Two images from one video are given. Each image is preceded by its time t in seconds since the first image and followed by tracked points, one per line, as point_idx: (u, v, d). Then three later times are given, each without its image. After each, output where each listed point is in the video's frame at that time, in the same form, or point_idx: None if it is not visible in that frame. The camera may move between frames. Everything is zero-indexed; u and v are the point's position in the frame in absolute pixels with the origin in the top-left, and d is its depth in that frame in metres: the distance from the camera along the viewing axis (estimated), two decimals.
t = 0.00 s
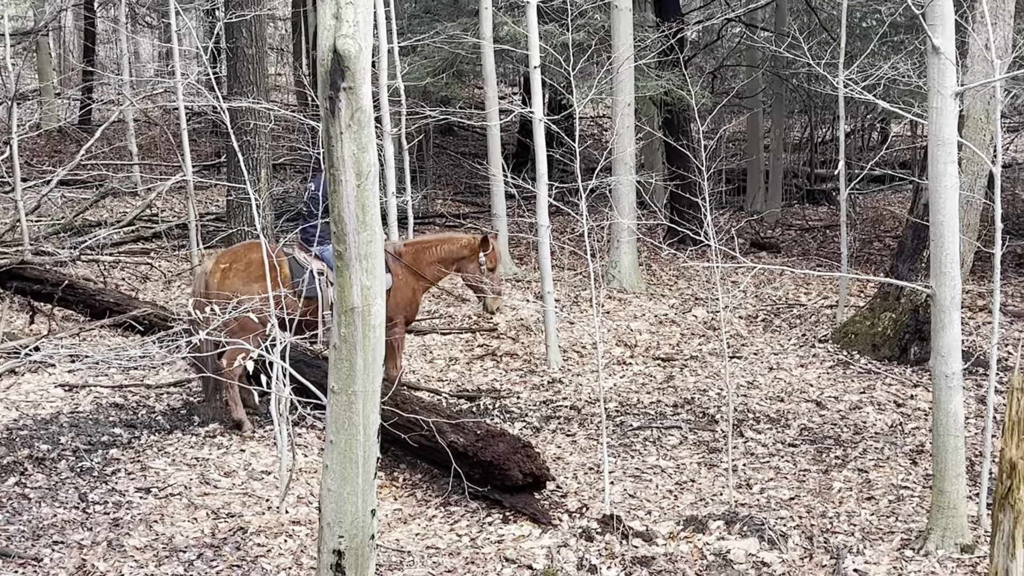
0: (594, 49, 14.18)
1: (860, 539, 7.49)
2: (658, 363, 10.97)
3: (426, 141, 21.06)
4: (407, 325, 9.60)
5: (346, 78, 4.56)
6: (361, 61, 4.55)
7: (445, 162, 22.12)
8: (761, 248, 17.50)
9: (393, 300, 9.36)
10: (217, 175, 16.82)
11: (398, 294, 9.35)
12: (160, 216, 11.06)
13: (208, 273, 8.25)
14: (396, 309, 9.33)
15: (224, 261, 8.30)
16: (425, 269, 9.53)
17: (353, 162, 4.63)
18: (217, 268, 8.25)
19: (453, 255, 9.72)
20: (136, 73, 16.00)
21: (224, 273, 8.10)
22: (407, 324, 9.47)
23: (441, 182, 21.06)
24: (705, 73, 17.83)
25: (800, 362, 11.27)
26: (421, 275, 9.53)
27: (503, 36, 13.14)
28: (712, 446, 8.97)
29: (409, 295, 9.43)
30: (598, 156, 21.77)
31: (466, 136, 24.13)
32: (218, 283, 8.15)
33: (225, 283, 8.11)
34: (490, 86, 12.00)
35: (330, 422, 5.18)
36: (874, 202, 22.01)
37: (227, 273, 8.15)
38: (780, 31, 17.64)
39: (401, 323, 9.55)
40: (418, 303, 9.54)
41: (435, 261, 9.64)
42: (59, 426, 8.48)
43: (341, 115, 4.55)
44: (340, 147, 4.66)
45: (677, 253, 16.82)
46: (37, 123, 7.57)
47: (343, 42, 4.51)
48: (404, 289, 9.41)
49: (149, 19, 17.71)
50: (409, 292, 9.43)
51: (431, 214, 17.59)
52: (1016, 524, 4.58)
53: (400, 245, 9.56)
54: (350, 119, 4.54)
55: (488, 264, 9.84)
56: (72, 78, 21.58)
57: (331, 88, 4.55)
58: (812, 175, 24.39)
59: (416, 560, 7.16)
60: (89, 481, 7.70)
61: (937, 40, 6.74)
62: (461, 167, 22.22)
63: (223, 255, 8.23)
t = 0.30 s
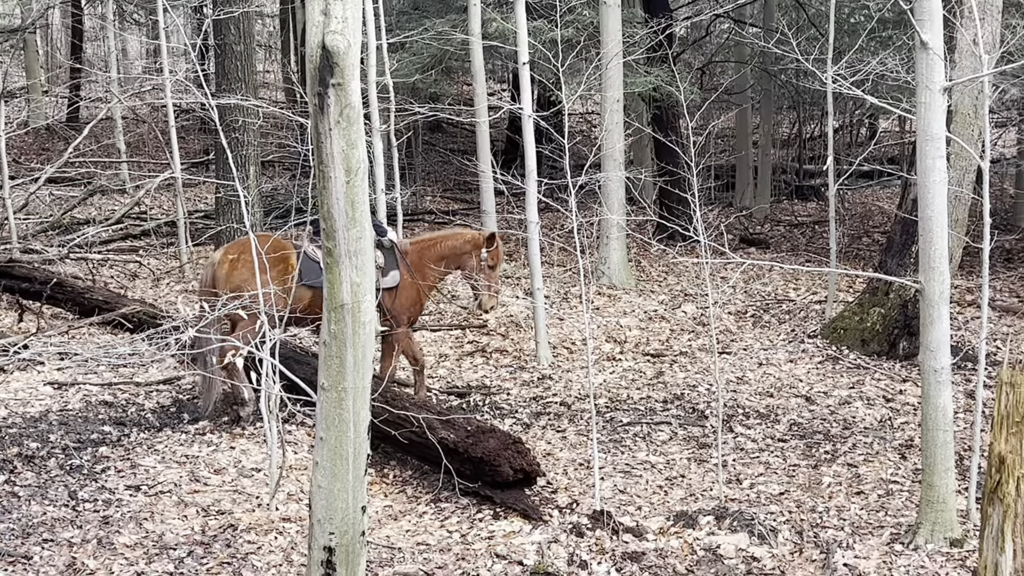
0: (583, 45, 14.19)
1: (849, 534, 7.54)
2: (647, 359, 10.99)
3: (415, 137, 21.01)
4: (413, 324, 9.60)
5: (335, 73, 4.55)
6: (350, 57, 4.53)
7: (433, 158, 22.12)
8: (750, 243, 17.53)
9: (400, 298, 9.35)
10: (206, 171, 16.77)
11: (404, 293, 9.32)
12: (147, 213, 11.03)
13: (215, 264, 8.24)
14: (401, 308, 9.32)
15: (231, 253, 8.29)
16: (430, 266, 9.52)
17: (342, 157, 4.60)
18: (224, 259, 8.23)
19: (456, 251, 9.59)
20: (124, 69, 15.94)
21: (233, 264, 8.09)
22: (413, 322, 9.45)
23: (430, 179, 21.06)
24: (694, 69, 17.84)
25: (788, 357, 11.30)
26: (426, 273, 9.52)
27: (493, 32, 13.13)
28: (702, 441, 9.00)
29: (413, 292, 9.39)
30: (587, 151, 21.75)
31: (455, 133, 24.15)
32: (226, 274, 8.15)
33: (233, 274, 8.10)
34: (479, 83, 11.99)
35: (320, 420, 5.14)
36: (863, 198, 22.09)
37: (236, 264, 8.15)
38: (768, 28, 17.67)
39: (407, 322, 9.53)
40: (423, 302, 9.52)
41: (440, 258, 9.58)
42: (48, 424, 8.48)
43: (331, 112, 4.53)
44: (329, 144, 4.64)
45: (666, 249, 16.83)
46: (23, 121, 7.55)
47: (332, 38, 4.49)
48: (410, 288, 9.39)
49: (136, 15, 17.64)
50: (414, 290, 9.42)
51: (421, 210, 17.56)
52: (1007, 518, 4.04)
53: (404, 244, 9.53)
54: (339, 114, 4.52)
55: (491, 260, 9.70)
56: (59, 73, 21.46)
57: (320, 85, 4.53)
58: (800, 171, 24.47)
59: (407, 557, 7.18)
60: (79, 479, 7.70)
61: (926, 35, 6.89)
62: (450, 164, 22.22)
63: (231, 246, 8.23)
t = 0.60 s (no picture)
0: (569, 39, 14.20)
1: (836, 527, 7.61)
2: (634, 353, 11.02)
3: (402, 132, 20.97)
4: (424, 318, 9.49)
5: (321, 69, 4.54)
6: (336, 52, 4.52)
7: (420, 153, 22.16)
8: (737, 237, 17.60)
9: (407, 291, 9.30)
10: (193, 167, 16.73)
11: (410, 287, 9.28)
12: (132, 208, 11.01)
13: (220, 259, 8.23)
14: (408, 302, 9.25)
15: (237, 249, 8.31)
16: (438, 258, 9.46)
17: (329, 153, 4.61)
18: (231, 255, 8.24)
19: (462, 239, 9.53)
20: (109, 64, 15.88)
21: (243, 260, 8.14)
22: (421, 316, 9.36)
23: (417, 173, 21.07)
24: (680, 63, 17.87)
25: (775, 351, 11.35)
26: (432, 266, 9.43)
27: (478, 26, 13.13)
28: (689, 435, 9.03)
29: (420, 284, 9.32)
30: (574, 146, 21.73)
31: (441, 128, 24.19)
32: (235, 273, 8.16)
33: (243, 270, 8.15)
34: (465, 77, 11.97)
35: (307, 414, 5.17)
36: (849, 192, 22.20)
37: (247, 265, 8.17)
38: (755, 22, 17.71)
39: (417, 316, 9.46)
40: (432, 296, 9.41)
41: (447, 248, 9.53)
42: (34, 420, 8.45)
43: (316, 107, 4.53)
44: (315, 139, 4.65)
45: (652, 243, 16.90)
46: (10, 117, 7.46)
47: (318, 33, 4.48)
48: (417, 282, 9.33)
49: (121, 11, 17.55)
50: (422, 283, 9.36)
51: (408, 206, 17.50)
52: (993, 510, 4.32)
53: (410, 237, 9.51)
54: (325, 109, 4.51)
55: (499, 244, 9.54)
56: (43, 69, 21.34)
57: (306, 80, 4.54)
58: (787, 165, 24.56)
59: (395, 552, 7.20)
60: (65, 475, 7.68)
61: (910, 29, 6.92)
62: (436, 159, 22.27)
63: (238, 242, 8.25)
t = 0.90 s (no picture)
0: (549, 33, 14.26)
1: (816, 519, 7.70)
2: (615, 347, 11.09)
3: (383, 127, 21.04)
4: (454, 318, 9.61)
5: (300, 62, 4.50)
6: (314, 43, 4.48)
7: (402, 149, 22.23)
8: (717, 231, 17.72)
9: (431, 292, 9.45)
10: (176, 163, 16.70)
11: (433, 288, 9.43)
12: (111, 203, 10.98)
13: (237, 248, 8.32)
14: (430, 303, 9.39)
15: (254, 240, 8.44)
16: (459, 258, 9.56)
17: (308, 145, 4.56)
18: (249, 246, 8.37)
19: (481, 237, 9.48)
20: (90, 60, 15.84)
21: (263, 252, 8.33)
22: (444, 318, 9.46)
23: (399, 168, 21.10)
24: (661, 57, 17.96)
25: (755, 345, 11.44)
26: (453, 266, 9.56)
27: (458, 20, 13.17)
28: (669, 429, 9.07)
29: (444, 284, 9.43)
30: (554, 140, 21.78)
31: (422, 123, 24.28)
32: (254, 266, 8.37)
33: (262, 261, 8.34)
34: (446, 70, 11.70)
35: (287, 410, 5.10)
36: (828, 186, 22.40)
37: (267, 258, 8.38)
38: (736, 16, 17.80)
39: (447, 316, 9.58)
40: (458, 295, 9.51)
41: (469, 247, 9.56)
42: (13, 416, 8.42)
43: (295, 100, 4.48)
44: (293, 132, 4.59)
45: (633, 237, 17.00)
46: None
47: (297, 26, 4.44)
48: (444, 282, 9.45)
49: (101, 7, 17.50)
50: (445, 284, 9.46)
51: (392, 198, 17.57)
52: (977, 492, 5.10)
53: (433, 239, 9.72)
54: (303, 101, 4.46)
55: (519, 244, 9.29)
56: (23, 65, 21.20)
57: (284, 73, 4.49)
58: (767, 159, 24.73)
59: (376, 546, 7.20)
60: (44, 471, 7.65)
61: (890, 23, 7.16)
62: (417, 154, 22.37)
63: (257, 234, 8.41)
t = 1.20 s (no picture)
0: (523, 27, 14.32)
1: (790, 512, 7.80)
2: (590, 341, 11.20)
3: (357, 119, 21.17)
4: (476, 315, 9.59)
5: (274, 57, 4.44)
6: (287, 38, 4.40)
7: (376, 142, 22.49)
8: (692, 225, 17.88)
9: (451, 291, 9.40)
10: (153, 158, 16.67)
11: (455, 287, 9.41)
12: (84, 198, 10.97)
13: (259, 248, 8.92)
14: (452, 302, 9.39)
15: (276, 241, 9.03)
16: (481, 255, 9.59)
17: (281, 140, 4.49)
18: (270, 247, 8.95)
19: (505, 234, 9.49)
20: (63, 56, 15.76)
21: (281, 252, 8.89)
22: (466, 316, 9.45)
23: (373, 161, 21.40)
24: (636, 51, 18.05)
25: (730, 338, 11.60)
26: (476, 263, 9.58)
27: (432, 14, 13.23)
28: (644, 422, 9.15)
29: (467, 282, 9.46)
30: (529, 134, 21.93)
31: (398, 117, 24.38)
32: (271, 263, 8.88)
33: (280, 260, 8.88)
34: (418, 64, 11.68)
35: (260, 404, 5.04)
36: (802, 180, 22.68)
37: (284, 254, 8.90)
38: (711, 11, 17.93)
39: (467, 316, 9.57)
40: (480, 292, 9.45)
41: (491, 244, 9.59)
42: None
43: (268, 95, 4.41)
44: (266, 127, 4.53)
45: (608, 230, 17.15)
46: None
47: (270, 19, 4.36)
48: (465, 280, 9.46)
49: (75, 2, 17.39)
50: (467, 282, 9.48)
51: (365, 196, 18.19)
52: (944, 493, 6.02)
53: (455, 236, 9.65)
54: (277, 96, 4.39)
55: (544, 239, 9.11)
56: None
57: (257, 67, 4.42)
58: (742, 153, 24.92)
59: (350, 541, 7.20)
60: (15, 467, 7.60)
61: (862, 18, 7.32)
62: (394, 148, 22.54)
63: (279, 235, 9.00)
